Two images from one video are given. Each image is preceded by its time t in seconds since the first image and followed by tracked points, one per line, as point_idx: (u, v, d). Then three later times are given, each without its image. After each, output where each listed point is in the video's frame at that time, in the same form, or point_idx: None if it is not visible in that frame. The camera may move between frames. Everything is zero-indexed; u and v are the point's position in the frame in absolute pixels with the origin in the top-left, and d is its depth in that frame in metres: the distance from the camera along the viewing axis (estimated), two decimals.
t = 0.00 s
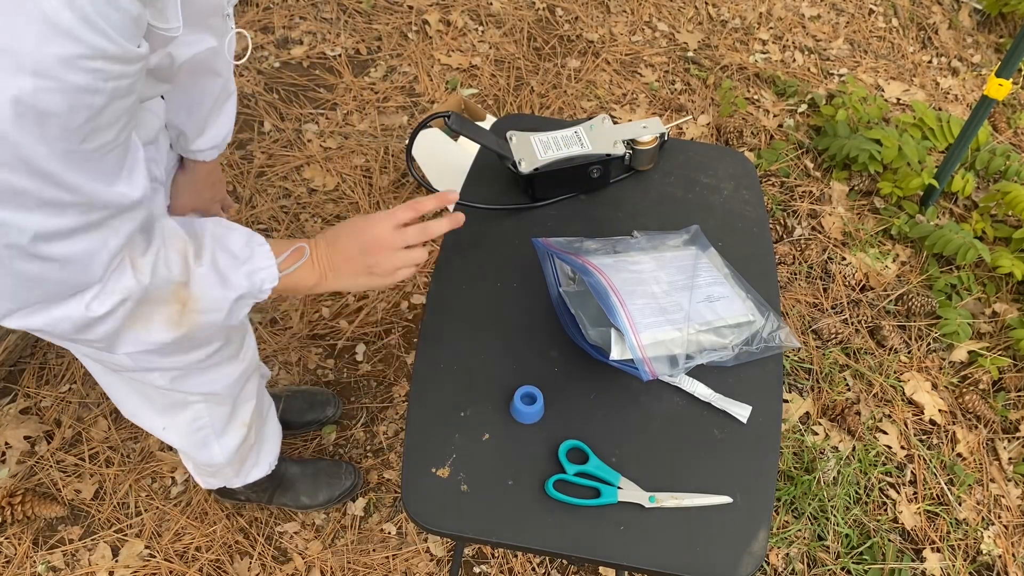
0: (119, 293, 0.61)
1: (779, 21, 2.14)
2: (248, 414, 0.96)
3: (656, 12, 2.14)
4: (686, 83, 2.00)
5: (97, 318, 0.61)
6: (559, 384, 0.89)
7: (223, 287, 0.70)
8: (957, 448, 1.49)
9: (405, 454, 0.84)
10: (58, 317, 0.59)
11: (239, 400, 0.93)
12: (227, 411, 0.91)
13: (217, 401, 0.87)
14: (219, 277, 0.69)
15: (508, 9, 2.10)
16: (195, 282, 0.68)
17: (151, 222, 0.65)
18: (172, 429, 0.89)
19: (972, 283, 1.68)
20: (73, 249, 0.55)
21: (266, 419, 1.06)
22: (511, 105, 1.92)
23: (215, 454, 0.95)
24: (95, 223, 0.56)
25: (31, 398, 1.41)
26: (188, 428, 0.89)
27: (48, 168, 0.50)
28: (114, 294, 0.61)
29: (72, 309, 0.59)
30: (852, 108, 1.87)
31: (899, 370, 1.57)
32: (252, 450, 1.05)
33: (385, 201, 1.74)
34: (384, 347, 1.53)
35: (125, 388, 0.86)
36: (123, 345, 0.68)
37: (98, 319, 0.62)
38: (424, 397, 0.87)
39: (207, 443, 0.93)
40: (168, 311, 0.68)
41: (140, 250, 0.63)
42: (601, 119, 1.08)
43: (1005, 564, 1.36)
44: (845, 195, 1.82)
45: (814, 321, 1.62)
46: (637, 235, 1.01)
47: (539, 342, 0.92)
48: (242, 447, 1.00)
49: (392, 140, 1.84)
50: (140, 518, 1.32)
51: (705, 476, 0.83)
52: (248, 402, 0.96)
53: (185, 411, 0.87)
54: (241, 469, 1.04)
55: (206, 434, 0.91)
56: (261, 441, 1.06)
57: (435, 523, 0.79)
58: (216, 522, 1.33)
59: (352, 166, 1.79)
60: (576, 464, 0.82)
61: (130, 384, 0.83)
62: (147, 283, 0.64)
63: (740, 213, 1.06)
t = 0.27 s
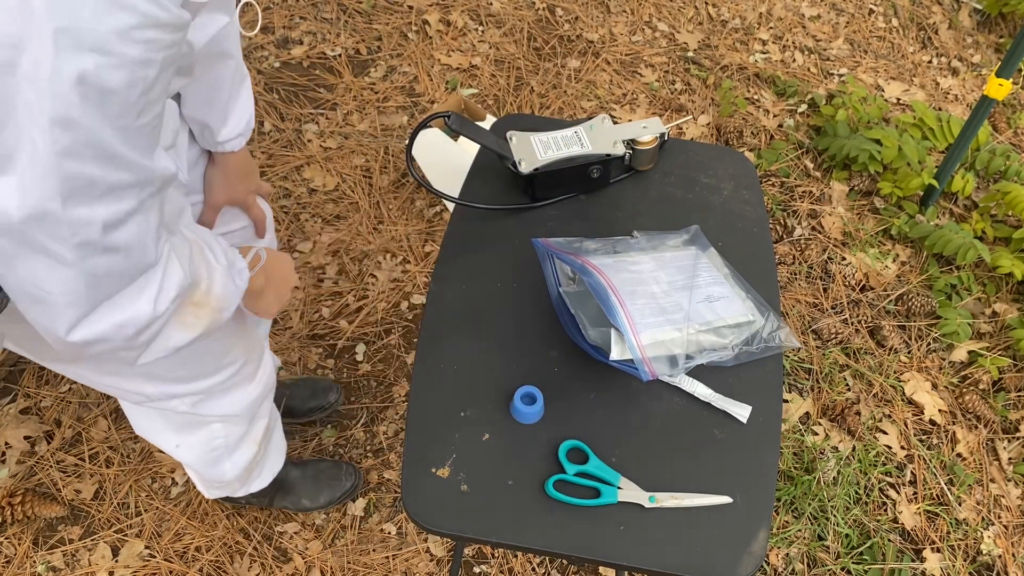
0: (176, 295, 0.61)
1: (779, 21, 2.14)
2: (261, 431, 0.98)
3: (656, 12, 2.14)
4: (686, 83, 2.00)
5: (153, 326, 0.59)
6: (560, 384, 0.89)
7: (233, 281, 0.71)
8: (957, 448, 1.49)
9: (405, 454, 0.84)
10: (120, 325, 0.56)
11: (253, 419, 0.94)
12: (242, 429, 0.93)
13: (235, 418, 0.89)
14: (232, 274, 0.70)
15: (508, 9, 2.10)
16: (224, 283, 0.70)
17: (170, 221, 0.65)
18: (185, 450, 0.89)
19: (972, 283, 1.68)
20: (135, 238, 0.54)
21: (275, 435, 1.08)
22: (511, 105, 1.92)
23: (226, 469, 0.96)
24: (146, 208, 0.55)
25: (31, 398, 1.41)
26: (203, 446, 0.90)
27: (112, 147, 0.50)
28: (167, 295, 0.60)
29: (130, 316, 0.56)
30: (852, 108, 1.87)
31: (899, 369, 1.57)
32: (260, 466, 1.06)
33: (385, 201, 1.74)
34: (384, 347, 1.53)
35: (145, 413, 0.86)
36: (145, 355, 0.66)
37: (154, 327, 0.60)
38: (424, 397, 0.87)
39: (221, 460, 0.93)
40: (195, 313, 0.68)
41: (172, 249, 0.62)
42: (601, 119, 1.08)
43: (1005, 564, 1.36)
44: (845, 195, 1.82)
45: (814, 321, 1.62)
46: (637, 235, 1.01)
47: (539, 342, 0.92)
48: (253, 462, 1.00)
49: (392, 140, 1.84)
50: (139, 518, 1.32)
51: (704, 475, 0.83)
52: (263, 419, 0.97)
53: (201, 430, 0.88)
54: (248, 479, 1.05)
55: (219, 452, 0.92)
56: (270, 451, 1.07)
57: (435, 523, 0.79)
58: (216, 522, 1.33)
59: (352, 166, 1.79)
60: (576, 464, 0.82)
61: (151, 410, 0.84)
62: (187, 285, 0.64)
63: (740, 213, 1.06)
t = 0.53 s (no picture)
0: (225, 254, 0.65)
1: (779, 21, 2.14)
2: (275, 426, 1.01)
3: (656, 12, 2.14)
4: (686, 83, 2.00)
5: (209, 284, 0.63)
6: (560, 383, 0.89)
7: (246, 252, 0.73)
8: (957, 448, 1.49)
9: (405, 454, 0.84)
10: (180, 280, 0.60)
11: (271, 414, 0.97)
12: (261, 423, 0.96)
13: (256, 411, 0.93)
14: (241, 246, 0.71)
15: (508, 9, 2.10)
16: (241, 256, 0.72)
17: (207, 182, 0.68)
18: (205, 445, 0.91)
19: (972, 283, 1.68)
20: (203, 187, 0.58)
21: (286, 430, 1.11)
22: (511, 105, 1.92)
23: (242, 464, 0.98)
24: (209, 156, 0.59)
25: (32, 398, 1.41)
26: (224, 442, 0.92)
27: (187, 97, 0.54)
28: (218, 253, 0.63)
29: (190, 270, 0.60)
30: (852, 108, 1.87)
31: (899, 370, 1.57)
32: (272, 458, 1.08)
33: (385, 201, 1.74)
34: (384, 347, 1.53)
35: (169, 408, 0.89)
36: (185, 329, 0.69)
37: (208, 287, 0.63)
38: (424, 397, 0.87)
39: (239, 455, 0.96)
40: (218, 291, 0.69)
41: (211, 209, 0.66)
42: (601, 119, 1.08)
43: (1005, 564, 1.36)
44: (845, 195, 1.82)
45: (814, 321, 1.62)
46: (637, 235, 1.01)
47: (539, 342, 0.92)
48: (266, 459, 1.03)
49: (392, 141, 1.84)
50: (139, 518, 1.32)
51: (704, 475, 0.83)
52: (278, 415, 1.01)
53: (223, 423, 0.91)
54: (259, 476, 1.07)
55: (238, 446, 0.95)
56: (281, 449, 1.09)
57: (435, 523, 0.79)
58: (217, 522, 1.33)
59: (352, 166, 1.79)
60: (576, 464, 0.82)
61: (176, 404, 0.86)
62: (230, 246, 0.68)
63: (740, 213, 1.06)
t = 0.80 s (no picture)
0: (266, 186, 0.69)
1: (779, 21, 2.14)
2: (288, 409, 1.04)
3: (656, 12, 2.14)
4: (686, 83, 2.00)
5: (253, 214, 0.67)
6: (560, 383, 0.89)
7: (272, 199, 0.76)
8: (957, 448, 1.49)
9: (405, 454, 0.84)
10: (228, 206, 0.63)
11: (286, 393, 1.00)
12: (277, 402, 0.98)
13: (276, 387, 0.96)
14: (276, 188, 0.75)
15: (508, 9, 2.10)
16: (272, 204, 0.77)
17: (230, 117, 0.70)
18: (224, 424, 0.92)
19: (972, 283, 1.68)
20: (251, 113, 0.61)
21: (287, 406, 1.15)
22: (511, 105, 1.92)
23: (256, 445, 0.99)
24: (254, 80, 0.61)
25: (32, 398, 1.41)
26: (241, 421, 0.94)
27: (240, 20, 0.56)
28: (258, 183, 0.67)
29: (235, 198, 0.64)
30: (852, 108, 1.87)
31: (899, 369, 1.57)
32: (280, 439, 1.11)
33: (385, 201, 1.74)
34: (384, 347, 1.54)
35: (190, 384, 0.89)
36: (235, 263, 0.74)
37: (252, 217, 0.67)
38: (424, 397, 0.87)
39: (256, 434, 0.98)
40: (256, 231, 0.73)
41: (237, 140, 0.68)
42: (601, 119, 1.08)
43: (1005, 564, 1.36)
44: (845, 195, 1.82)
45: (814, 321, 1.62)
46: (637, 235, 1.01)
47: (539, 343, 0.92)
48: (277, 442, 1.05)
49: (392, 140, 1.84)
50: (140, 518, 1.32)
51: (704, 476, 0.83)
52: (292, 397, 1.03)
53: (243, 400, 0.93)
54: (267, 463, 1.08)
55: (255, 425, 0.96)
56: (287, 439, 1.11)
57: (435, 523, 0.79)
58: (217, 522, 1.33)
59: (352, 166, 1.79)
60: (576, 464, 0.82)
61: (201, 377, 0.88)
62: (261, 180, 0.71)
63: (740, 213, 1.06)
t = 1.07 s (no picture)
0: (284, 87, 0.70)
1: (779, 21, 2.14)
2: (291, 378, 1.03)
3: (656, 12, 2.14)
4: (686, 83, 2.00)
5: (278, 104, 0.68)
6: (560, 384, 0.89)
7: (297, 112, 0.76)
8: (957, 448, 1.49)
9: (405, 453, 0.84)
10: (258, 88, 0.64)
11: (288, 357, 0.99)
12: (280, 364, 0.97)
13: (280, 345, 0.95)
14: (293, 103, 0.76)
15: (508, 10, 2.10)
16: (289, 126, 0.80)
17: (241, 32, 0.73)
18: (228, 381, 0.90)
19: (972, 283, 1.68)
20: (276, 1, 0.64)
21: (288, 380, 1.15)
22: (511, 105, 1.92)
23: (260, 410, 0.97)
24: None
25: (31, 398, 1.41)
26: (245, 378, 0.92)
27: None
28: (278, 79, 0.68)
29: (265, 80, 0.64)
30: (852, 108, 1.87)
31: (899, 369, 1.57)
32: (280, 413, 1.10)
33: (385, 201, 1.74)
34: (384, 347, 1.54)
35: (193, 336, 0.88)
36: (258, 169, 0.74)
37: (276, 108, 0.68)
38: (424, 397, 0.87)
39: (260, 398, 0.96)
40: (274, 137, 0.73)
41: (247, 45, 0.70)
42: (601, 119, 1.08)
43: (1005, 564, 1.36)
44: (845, 195, 1.82)
45: (814, 321, 1.62)
46: (637, 235, 1.01)
47: (539, 343, 0.92)
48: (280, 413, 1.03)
49: (392, 140, 1.84)
50: (140, 518, 1.32)
51: (704, 476, 0.83)
52: (294, 364, 1.03)
53: (247, 357, 0.91)
54: (269, 441, 1.07)
55: (258, 386, 0.94)
56: (289, 416, 1.10)
57: (435, 523, 0.79)
58: (217, 522, 1.32)
59: (352, 166, 1.79)
60: (576, 464, 0.82)
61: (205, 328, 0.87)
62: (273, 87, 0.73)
63: (740, 213, 1.06)
